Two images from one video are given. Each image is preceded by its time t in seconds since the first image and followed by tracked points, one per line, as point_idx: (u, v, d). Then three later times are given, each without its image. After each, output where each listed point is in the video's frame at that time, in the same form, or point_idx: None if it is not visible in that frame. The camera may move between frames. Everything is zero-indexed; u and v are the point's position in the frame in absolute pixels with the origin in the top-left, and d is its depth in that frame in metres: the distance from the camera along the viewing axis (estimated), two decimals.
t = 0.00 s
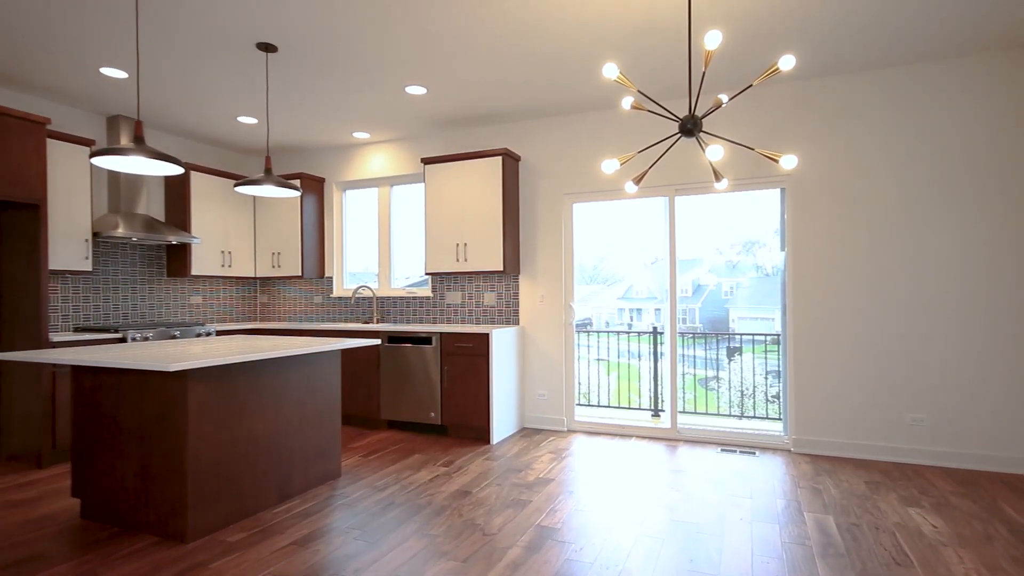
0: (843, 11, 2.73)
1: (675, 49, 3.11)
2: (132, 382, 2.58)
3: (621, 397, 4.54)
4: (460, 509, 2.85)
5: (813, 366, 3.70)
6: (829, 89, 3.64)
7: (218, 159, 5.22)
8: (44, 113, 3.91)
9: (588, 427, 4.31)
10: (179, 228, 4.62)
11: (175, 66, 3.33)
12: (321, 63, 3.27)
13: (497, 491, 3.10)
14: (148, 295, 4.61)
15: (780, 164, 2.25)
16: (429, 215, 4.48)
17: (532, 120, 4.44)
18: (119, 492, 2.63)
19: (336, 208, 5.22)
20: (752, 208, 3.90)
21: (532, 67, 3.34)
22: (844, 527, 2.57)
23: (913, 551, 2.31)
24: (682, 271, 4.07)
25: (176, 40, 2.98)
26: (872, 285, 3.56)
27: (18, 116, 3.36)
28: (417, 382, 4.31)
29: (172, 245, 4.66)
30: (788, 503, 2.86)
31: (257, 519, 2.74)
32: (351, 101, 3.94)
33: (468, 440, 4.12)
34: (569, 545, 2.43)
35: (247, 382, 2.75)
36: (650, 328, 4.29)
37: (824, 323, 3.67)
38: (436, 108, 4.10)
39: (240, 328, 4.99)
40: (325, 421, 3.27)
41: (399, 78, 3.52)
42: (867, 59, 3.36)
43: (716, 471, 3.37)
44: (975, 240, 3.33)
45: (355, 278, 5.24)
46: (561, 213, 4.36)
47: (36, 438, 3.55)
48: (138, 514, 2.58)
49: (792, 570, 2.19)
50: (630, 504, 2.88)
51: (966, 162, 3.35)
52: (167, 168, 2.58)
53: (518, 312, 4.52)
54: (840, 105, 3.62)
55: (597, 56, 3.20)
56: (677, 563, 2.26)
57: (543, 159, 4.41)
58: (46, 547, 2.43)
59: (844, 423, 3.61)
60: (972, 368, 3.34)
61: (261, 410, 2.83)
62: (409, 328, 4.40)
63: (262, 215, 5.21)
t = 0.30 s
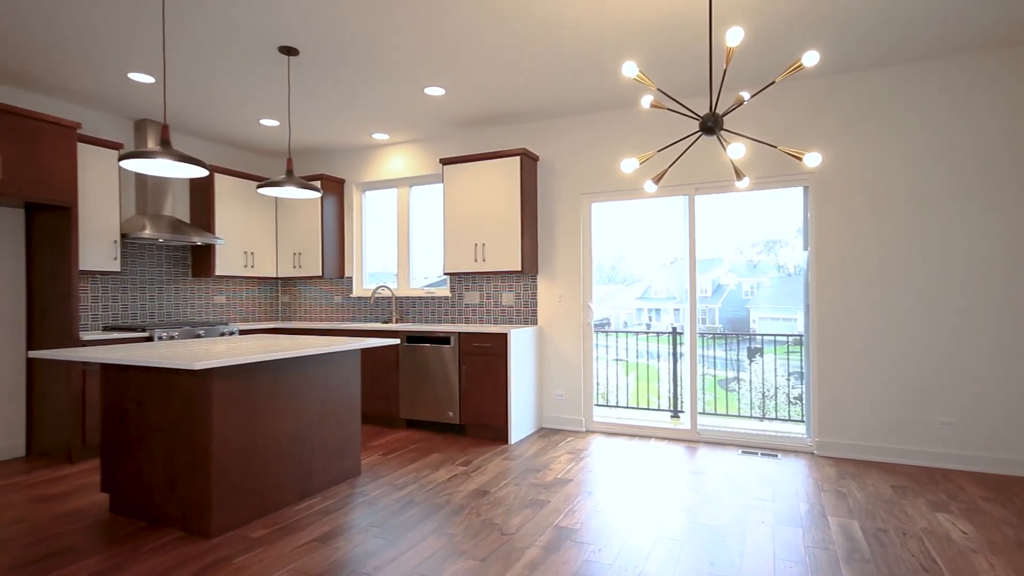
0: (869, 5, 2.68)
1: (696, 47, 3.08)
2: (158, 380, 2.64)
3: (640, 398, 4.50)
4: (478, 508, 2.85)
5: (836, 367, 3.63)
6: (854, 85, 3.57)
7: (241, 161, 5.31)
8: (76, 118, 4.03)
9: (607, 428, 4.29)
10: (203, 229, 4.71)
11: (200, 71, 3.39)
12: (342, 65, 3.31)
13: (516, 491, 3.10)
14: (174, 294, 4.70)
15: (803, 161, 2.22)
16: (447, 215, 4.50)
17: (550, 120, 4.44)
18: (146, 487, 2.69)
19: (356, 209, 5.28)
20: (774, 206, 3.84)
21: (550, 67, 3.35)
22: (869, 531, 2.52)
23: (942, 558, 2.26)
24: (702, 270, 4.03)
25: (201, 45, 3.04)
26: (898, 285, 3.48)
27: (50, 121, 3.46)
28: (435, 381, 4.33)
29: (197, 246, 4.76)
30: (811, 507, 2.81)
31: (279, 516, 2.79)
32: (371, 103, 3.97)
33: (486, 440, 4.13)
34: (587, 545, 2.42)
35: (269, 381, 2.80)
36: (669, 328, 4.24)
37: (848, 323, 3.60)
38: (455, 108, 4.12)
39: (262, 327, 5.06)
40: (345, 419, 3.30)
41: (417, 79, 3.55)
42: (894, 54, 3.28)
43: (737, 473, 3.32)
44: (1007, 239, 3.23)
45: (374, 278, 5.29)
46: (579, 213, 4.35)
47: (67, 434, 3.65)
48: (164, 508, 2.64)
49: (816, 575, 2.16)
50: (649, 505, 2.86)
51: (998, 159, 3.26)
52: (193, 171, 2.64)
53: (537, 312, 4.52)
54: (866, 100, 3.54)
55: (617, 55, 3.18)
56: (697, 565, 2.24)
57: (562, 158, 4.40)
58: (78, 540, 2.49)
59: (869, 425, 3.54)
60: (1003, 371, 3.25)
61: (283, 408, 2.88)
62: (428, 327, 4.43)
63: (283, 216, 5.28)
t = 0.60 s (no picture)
0: None
1: (715, 44, 3.05)
2: (181, 379, 2.69)
3: (657, 398, 4.49)
4: (495, 508, 2.86)
5: (859, 369, 3.56)
6: (878, 81, 3.49)
7: (262, 163, 5.39)
8: (102, 122, 4.12)
9: (624, 428, 4.27)
10: (224, 230, 4.79)
11: (221, 74, 3.45)
12: (360, 67, 3.34)
13: (532, 491, 3.10)
14: (197, 294, 4.79)
15: (826, 158, 2.19)
16: (464, 215, 4.52)
17: (567, 119, 4.42)
18: (170, 484, 2.74)
19: (374, 209, 5.33)
20: (795, 205, 3.78)
21: (567, 66, 3.34)
22: (894, 536, 2.47)
23: (970, 565, 2.20)
24: (721, 270, 3.99)
25: (223, 49, 3.09)
26: (923, 284, 3.40)
27: (77, 125, 3.56)
28: (452, 381, 4.35)
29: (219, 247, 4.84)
30: (834, 510, 2.76)
31: (299, 513, 2.82)
32: (388, 104, 4.00)
33: (503, 440, 4.14)
34: (605, 547, 2.41)
35: (289, 380, 2.83)
36: (687, 328, 4.23)
37: (871, 324, 3.53)
38: (472, 109, 4.12)
39: (282, 327, 5.12)
40: (363, 418, 3.33)
41: (434, 80, 3.56)
42: (920, 49, 3.21)
43: (757, 476, 3.28)
44: None
45: (392, 278, 5.34)
46: (596, 212, 4.33)
47: (94, 431, 3.74)
48: (187, 505, 2.69)
49: None
50: (667, 507, 2.84)
51: None
52: (215, 172, 2.68)
53: (553, 312, 4.51)
54: (891, 96, 3.47)
55: (634, 54, 3.17)
56: (716, 568, 2.21)
57: (579, 157, 4.39)
58: (105, 534, 2.55)
59: (893, 428, 3.47)
60: None
61: (302, 407, 2.91)
62: (444, 327, 4.45)
63: (303, 217, 5.35)
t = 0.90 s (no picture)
0: None
1: (736, 42, 3.01)
2: (204, 377, 2.73)
3: (675, 400, 4.40)
4: (512, 508, 2.86)
5: (884, 370, 3.49)
6: (903, 77, 3.42)
7: (282, 166, 5.46)
8: (129, 126, 4.22)
9: (641, 429, 4.24)
10: (246, 231, 4.87)
11: (243, 78, 3.51)
12: (378, 69, 3.36)
13: (550, 491, 3.10)
14: (219, 294, 4.87)
15: (849, 156, 2.16)
16: (481, 215, 4.53)
17: (585, 119, 4.41)
18: (193, 480, 2.79)
19: (391, 209, 5.37)
20: (817, 204, 3.72)
21: (585, 66, 3.33)
22: (920, 542, 2.41)
23: (999, 571, 2.15)
24: (740, 270, 3.94)
25: (245, 53, 3.14)
26: (950, 284, 3.32)
27: (105, 129, 3.64)
28: (469, 381, 4.36)
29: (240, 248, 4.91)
30: (857, 515, 2.71)
31: (318, 510, 2.85)
32: (406, 105, 4.03)
33: (519, 439, 4.14)
34: (622, 548, 2.40)
35: (309, 379, 2.87)
36: (705, 329, 4.17)
37: (896, 324, 3.46)
38: (489, 109, 4.13)
39: (301, 327, 5.17)
40: (382, 418, 3.35)
41: (452, 81, 3.57)
42: (948, 43, 3.13)
43: (777, 479, 3.23)
44: None
45: (409, 278, 5.37)
46: (614, 212, 4.31)
47: (120, 427, 3.83)
48: (210, 501, 2.73)
49: None
50: (686, 509, 2.81)
51: None
52: (237, 174, 2.73)
53: (570, 312, 4.50)
54: (917, 91, 3.39)
55: (653, 52, 3.15)
56: (736, 572, 2.19)
57: (596, 157, 4.38)
58: (131, 529, 2.61)
59: (919, 431, 3.38)
60: None
61: (322, 405, 2.94)
62: (462, 327, 4.46)
63: (322, 217, 5.41)
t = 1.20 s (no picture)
0: None
1: (756, 39, 2.98)
2: (225, 376, 2.78)
3: (692, 400, 4.42)
4: (528, 508, 2.86)
5: (907, 372, 3.42)
6: (929, 73, 3.34)
7: (301, 167, 5.53)
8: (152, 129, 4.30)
9: (658, 430, 4.21)
10: (265, 231, 4.93)
11: (263, 81, 3.56)
12: (396, 70, 3.39)
13: (566, 491, 3.09)
14: (239, 294, 4.95)
15: (873, 153, 2.13)
16: (497, 216, 4.54)
17: (601, 119, 4.40)
18: (215, 478, 2.84)
19: (408, 210, 5.41)
20: (839, 203, 3.66)
21: (601, 65, 3.32)
22: (946, 548, 2.36)
23: None
24: (759, 270, 3.89)
25: (265, 56, 3.18)
26: (977, 284, 3.24)
27: (129, 132, 3.72)
28: (485, 381, 4.37)
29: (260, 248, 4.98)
30: (880, 519, 2.66)
31: (337, 508, 2.88)
32: (423, 106, 4.05)
33: (536, 439, 4.14)
34: (640, 550, 2.38)
35: (327, 378, 2.90)
36: (723, 329, 4.14)
37: (921, 325, 3.38)
38: (505, 109, 4.14)
39: (319, 327, 5.21)
40: (399, 417, 3.38)
41: (469, 81, 3.58)
42: (976, 37, 3.06)
43: (798, 481, 3.18)
44: None
45: (426, 278, 5.40)
46: (630, 212, 4.29)
47: (144, 425, 3.91)
48: (231, 498, 2.78)
49: None
50: (705, 511, 2.79)
51: None
52: (257, 176, 2.76)
53: (587, 312, 4.49)
54: (943, 87, 3.31)
55: (671, 50, 3.12)
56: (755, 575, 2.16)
57: (613, 157, 4.35)
58: (155, 524, 2.66)
59: (945, 435, 3.31)
60: None
61: (340, 404, 2.97)
62: (478, 327, 4.47)
63: (340, 218, 5.46)
